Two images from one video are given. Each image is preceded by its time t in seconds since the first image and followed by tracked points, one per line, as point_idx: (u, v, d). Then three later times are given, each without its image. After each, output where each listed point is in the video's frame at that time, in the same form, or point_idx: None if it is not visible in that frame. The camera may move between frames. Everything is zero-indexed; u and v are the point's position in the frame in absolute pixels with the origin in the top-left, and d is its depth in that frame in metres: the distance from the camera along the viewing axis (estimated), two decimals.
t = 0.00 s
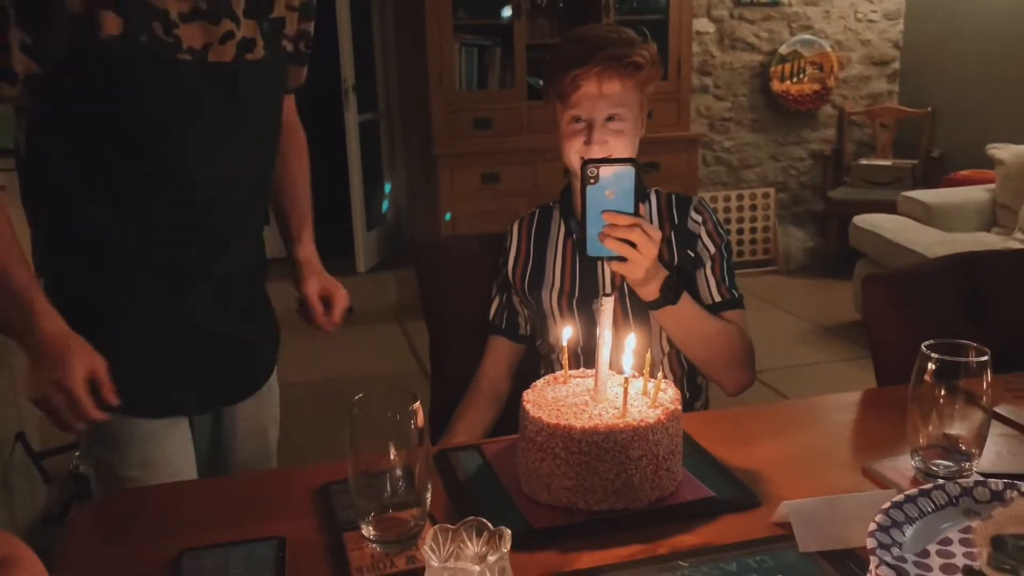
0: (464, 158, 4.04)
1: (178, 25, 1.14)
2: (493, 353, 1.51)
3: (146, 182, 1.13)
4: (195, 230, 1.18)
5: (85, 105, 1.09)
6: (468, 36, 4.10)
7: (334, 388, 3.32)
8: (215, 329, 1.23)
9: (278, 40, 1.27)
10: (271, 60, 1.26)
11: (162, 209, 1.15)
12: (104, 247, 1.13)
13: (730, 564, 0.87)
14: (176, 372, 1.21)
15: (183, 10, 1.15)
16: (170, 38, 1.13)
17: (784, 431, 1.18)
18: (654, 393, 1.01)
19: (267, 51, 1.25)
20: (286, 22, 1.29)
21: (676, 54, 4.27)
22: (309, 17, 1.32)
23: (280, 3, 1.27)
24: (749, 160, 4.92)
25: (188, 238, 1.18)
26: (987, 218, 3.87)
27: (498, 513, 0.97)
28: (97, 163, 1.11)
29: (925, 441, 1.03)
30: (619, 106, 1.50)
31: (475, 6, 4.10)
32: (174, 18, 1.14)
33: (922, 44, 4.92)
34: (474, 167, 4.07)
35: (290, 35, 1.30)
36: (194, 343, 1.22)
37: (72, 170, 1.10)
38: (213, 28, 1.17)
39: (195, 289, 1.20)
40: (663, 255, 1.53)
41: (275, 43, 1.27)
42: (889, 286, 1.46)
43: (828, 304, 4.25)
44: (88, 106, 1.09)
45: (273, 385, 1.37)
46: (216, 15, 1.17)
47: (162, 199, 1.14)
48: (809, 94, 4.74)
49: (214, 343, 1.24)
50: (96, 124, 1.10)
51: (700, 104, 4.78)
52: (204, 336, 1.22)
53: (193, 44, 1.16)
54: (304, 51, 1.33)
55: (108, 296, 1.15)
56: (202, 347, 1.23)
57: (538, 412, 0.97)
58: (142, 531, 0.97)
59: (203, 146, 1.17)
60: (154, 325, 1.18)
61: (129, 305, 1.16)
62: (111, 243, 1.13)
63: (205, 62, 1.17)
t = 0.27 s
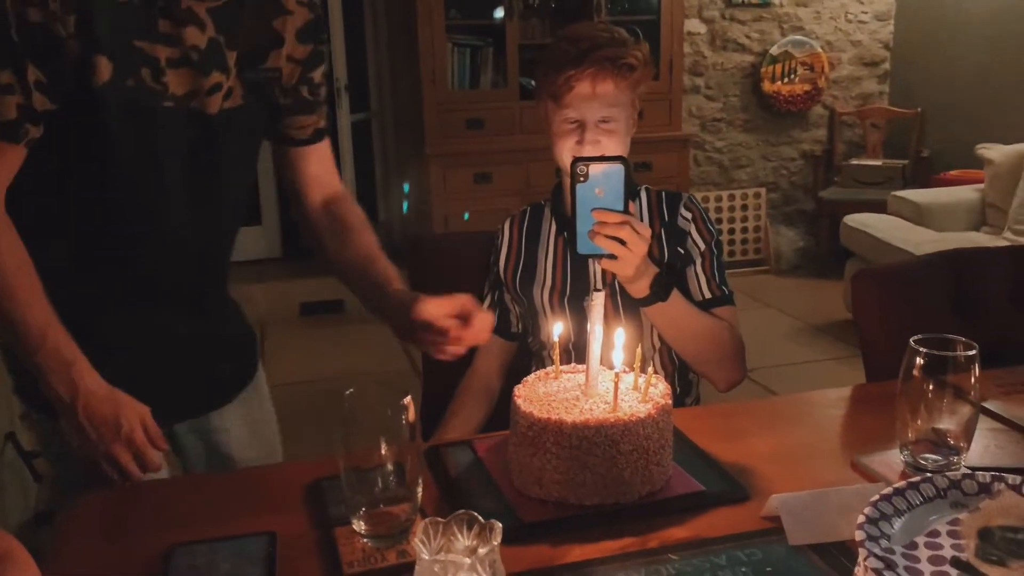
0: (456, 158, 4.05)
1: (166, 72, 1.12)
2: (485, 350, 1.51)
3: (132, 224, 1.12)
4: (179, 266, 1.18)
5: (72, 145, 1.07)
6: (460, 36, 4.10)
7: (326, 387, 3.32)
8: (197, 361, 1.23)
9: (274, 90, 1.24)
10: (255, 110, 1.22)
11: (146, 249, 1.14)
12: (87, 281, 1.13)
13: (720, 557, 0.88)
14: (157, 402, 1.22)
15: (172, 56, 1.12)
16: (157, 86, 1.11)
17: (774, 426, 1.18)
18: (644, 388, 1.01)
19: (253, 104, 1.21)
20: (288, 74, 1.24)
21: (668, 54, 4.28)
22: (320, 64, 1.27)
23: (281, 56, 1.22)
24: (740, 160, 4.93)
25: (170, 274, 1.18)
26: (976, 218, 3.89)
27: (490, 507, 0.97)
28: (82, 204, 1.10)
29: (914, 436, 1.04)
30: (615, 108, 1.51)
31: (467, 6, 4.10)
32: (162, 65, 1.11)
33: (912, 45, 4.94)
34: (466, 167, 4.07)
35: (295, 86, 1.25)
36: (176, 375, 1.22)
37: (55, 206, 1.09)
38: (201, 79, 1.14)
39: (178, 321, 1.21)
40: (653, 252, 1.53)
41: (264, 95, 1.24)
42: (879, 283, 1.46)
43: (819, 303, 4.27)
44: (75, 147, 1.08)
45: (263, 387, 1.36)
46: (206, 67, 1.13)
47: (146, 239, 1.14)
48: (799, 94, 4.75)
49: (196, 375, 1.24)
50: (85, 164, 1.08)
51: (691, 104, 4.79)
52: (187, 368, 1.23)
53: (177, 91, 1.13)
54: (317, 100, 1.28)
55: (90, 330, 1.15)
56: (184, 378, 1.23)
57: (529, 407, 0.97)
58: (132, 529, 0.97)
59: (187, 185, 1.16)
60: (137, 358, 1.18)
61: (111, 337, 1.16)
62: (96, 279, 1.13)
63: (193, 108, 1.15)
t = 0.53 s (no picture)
0: (445, 161, 4.05)
1: (132, 96, 1.15)
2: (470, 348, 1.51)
3: (84, 237, 1.16)
4: (131, 280, 1.22)
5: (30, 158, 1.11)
6: (448, 39, 4.11)
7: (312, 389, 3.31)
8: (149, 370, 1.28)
9: (264, 111, 1.27)
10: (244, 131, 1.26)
11: (97, 262, 1.18)
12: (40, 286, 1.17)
13: (703, 553, 0.88)
14: (109, 406, 1.26)
15: (142, 78, 1.16)
16: (122, 108, 1.14)
17: (758, 423, 1.18)
18: (627, 384, 1.01)
19: (236, 125, 1.25)
20: (281, 95, 1.27)
21: (656, 58, 4.29)
22: (319, 82, 1.29)
23: (272, 80, 1.25)
24: (727, 163, 4.95)
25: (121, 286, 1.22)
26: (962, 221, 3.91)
27: (472, 504, 0.96)
28: (38, 215, 1.14)
29: (897, 431, 1.04)
30: (599, 108, 1.50)
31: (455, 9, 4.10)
32: (131, 89, 1.15)
33: (897, 48, 4.97)
34: (454, 170, 4.07)
35: (291, 105, 1.28)
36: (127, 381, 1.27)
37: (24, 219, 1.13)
38: (173, 105, 1.17)
39: (130, 330, 1.25)
40: (638, 251, 1.53)
41: (253, 115, 1.26)
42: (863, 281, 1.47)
43: (806, 305, 4.28)
44: (33, 160, 1.11)
45: (230, 391, 1.40)
46: (179, 93, 1.17)
47: (97, 253, 1.18)
48: (786, 98, 4.76)
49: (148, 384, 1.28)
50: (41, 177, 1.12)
51: (678, 108, 4.81)
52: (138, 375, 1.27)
53: (145, 114, 1.16)
54: (318, 115, 1.31)
55: (42, 332, 1.20)
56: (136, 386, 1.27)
57: (511, 403, 0.97)
58: (108, 527, 0.96)
59: (146, 207, 1.19)
60: (88, 361, 1.23)
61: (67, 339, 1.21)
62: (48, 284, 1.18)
63: (157, 131, 1.18)
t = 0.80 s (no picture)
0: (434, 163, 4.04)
1: (111, 98, 1.13)
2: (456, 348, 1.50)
3: (62, 241, 1.14)
4: (108, 284, 1.20)
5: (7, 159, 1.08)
6: (437, 41, 4.10)
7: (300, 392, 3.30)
8: (127, 374, 1.26)
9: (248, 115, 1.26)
10: (229, 135, 1.25)
11: (74, 266, 1.16)
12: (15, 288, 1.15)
13: (684, 553, 0.87)
14: (85, 407, 1.25)
15: (122, 81, 1.14)
16: (102, 111, 1.13)
17: (741, 423, 1.18)
18: (610, 383, 1.00)
19: (219, 129, 1.24)
20: (267, 98, 1.26)
21: (644, 60, 4.30)
22: (305, 84, 1.28)
23: (257, 82, 1.23)
24: (717, 166, 4.95)
25: (98, 290, 1.20)
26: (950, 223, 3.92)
27: (452, 505, 0.95)
28: (14, 218, 1.11)
29: (880, 431, 1.03)
30: (585, 109, 1.50)
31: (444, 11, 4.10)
32: (111, 90, 1.13)
33: (886, 51, 4.99)
34: (444, 172, 4.06)
35: (276, 108, 1.27)
36: (104, 385, 1.25)
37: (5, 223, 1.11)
38: (156, 109, 1.16)
39: (107, 334, 1.23)
40: (623, 251, 1.53)
41: (237, 120, 1.25)
42: (848, 281, 1.47)
43: (795, 307, 4.29)
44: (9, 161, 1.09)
45: (213, 393, 1.39)
46: (162, 95, 1.16)
47: (75, 258, 1.15)
48: (775, 100, 4.77)
49: (125, 388, 1.27)
50: (18, 178, 1.09)
51: (668, 110, 4.81)
52: (116, 378, 1.26)
53: (125, 117, 1.15)
54: (304, 118, 1.31)
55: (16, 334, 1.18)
56: (113, 389, 1.26)
57: (493, 403, 0.96)
58: (81, 529, 0.95)
59: (126, 212, 1.17)
60: (64, 364, 1.21)
61: (47, 342, 1.19)
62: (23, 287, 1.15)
63: (138, 135, 1.16)
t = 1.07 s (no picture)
0: (428, 162, 4.04)
1: (109, 96, 1.12)
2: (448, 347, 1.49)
3: (56, 241, 1.13)
4: (102, 285, 1.19)
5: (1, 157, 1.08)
6: (432, 40, 4.09)
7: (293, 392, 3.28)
8: (121, 375, 1.26)
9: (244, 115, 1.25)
10: (226, 135, 1.25)
11: (68, 266, 1.15)
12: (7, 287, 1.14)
13: (674, 553, 0.86)
14: (77, 407, 1.24)
15: (121, 79, 1.13)
16: (99, 110, 1.12)
17: (733, 423, 1.17)
18: (601, 383, 1.00)
19: (216, 128, 1.23)
20: (262, 97, 1.25)
21: (639, 61, 4.30)
22: (300, 84, 1.28)
23: (253, 81, 1.22)
24: (711, 167, 4.95)
25: (90, 291, 1.19)
26: (944, 224, 3.92)
27: (441, 504, 0.95)
28: (8, 216, 1.10)
29: (871, 431, 1.03)
30: (582, 112, 1.49)
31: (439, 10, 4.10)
32: (108, 89, 1.12)
33: (880, 52, 4.99)
34: (438, 171, 4.05)
35: (270, 107, 1.27)
36: (98, 385, 1.24)
37: None
38: (155, 108, 1.15)
39: (102, 335, 1.22)
40: (616, 251, 1.52)
41: (234, 120, 1.24)
42: (841, 280, 1.47)
43: (789, 309, 4.29)
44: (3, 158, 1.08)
45: (206, 392, 1.38)
46: (160, 94, 1.15)
47: (68, 257, 1.14)
48: (770, 101, 4.77)
49: (120, 388, 1.26)
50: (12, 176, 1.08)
51: (662, 111, 4.81)
52: (109, 378, 1.25)
53: (123, 117, 1.14)
54: (299, 118, 1.30)
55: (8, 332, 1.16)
56: (107, 390, 1.25)
57: (483, 402, 0.95)
58: (68, 527, 0.94)
59: (121, 214, 1.16)
60: (58, 364, 1.20)
61: (41, 342, 1.18)
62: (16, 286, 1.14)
63: (135, 136, 1.15)
